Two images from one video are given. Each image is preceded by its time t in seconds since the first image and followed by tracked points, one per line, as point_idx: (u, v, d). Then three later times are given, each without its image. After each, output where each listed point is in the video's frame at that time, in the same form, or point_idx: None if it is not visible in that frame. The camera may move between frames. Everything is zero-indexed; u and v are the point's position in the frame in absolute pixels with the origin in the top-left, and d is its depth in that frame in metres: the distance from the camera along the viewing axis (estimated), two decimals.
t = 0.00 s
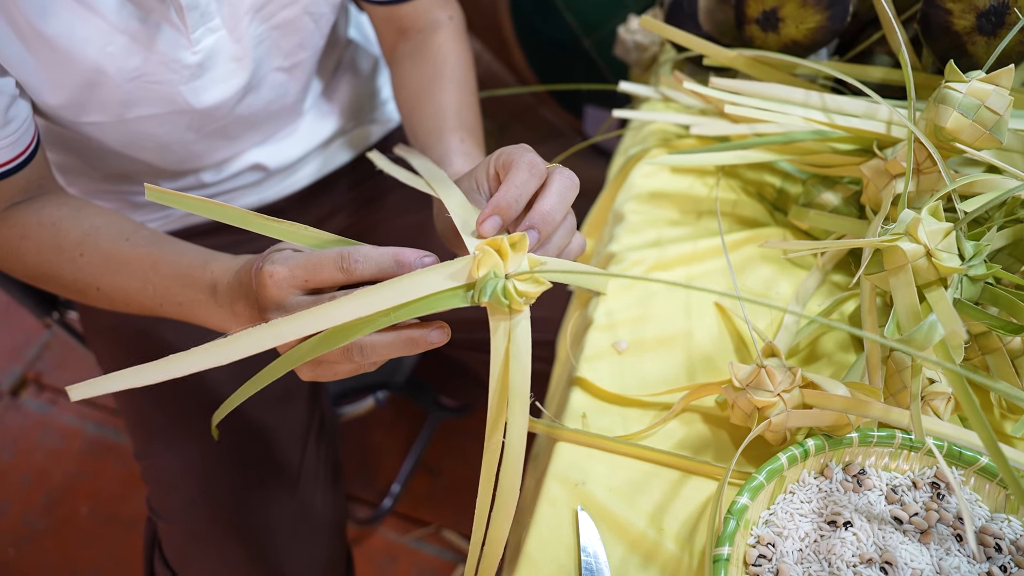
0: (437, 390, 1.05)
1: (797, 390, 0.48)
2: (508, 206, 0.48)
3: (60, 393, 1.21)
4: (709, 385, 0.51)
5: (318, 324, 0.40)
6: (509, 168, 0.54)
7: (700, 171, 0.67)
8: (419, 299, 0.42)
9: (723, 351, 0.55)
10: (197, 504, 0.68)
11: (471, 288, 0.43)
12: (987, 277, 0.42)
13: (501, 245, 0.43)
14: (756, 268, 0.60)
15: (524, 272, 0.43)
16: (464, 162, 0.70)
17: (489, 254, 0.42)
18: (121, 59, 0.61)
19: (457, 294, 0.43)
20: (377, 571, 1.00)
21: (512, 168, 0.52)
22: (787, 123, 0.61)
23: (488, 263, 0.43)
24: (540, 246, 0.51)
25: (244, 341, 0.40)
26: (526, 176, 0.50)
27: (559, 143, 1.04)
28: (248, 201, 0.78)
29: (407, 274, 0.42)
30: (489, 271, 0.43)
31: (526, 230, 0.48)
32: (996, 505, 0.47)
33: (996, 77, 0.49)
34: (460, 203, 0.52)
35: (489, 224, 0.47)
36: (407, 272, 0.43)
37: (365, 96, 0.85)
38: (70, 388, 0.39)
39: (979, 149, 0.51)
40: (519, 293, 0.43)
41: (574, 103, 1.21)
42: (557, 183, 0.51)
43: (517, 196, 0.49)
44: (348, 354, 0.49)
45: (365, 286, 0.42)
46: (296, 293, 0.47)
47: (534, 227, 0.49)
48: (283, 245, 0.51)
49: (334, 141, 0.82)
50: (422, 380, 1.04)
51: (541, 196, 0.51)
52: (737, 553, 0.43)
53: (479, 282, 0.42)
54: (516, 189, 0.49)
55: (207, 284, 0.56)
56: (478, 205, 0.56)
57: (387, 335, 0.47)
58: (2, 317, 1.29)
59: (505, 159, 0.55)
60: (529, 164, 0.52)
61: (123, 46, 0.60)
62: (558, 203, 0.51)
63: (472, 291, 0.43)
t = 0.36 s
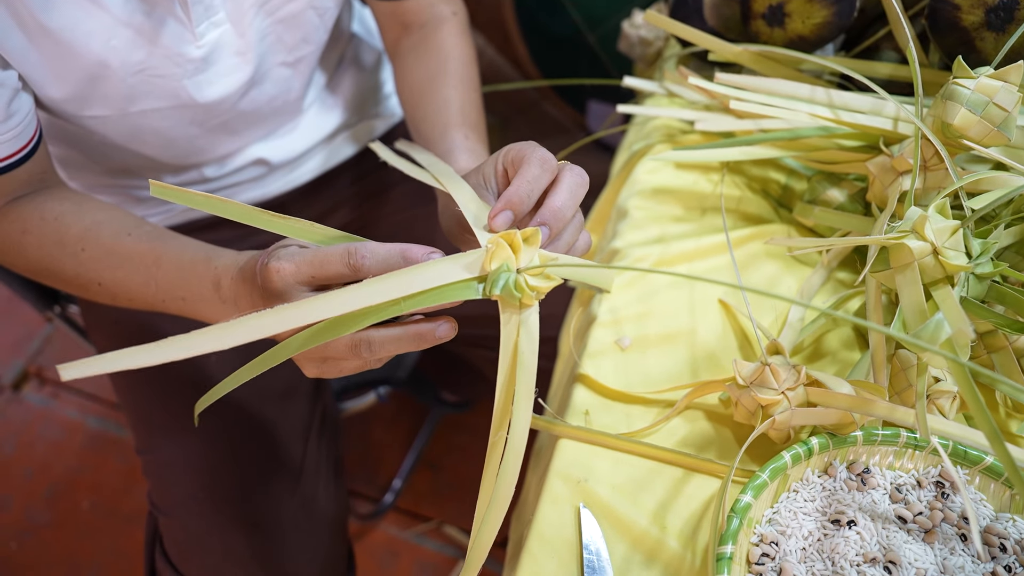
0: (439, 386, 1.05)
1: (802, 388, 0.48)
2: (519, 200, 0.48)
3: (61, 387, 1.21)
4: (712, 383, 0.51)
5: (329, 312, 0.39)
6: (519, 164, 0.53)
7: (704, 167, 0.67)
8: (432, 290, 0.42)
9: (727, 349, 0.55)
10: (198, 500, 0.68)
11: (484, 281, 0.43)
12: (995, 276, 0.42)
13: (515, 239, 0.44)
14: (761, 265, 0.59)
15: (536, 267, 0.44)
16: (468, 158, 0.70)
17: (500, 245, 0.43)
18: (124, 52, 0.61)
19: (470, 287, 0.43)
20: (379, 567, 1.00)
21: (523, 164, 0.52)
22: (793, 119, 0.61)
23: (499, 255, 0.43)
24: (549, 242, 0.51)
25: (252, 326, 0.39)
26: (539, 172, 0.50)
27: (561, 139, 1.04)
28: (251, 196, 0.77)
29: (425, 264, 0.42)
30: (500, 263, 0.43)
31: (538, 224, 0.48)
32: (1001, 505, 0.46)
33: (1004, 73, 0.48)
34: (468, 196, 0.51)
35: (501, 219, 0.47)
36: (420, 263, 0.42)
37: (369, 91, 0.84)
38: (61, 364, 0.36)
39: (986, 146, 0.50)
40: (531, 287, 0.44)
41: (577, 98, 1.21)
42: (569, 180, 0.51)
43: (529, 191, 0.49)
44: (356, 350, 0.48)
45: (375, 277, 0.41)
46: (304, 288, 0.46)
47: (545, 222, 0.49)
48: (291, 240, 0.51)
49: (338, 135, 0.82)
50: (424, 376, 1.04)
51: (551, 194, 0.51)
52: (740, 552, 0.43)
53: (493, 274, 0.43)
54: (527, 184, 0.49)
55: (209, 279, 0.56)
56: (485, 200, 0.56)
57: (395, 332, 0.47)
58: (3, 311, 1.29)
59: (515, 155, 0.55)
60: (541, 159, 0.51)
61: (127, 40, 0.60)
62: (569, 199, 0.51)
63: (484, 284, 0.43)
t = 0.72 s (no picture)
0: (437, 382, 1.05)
1: (797, 381, 0.48)
2: (533, 191, 0.48)
3: (60, 382, 1.21)
4: (708, 376, 0.51)
5: (335, 279, 0.39)
6: (530, 155, 0.54)
7: (702, 161, 0.67)
8: (437, 272, 0.42)
9: (723, 342, 0.55)
10: (196, 494, 0.68)
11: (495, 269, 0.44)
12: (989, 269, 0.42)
13: (526, 229, 0.44)
14: (758, 260, 0.59)
15: (546, 261, 0.44)
16: (468, 150, 0.70)
17: (514, 237, 0.43)
18: (119, 42, 0.60)
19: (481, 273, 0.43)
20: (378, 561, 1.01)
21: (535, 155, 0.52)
22: (790, 113, 0.61)
23: (513, 245, 0.43)
24: (558, 235, 0.51)
25: (251, 283, 0.37)
26: (553, 164, 0.50)
27: (560, 134, 1.04)
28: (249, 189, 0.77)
29: (438, 244, 0.42)
30: (512, 253, 0.43)
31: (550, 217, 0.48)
32: (995, 498, 0.46)
33: (1001, 67, 0.48)
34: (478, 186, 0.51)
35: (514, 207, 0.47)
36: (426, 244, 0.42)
37: (365, 85, 0.84)
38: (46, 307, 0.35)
39: (982, 140, 0.50)
40: (539, 281, 0.44)
41: (576, 94, 1.21)
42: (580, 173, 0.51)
43: (543, 181, 0.49)
44: (351, 322, 0.48)
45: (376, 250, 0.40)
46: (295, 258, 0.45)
47: (556, 214, 0.49)
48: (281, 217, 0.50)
49: (336, 128, 0.82)
50: (422, 370, 1.04)
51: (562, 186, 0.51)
52: (735, 544, 0.43)
53: (503, 263, 0.43)
54: (540, 175, 0.49)
55: (198, 262, 0.55)
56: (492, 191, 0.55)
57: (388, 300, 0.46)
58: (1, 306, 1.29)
59: (525, 148, 0.55)
60: (553, 152, 0.52)
61: (122, 29, 0.60)
62: (580, 192, 0.51)
63: (491, 271, 0.44)
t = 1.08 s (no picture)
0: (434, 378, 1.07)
1: (788, 376, 0.49)
2: (520, 169, 0.48)
3: (62, 380, 1.21)
4: (701, 371, 0.52)
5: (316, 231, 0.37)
6: (518, 137, 0.54)
7: (696, 160, 0.68)
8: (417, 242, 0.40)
9: (716, 339, 0.56)
10: (195, 487, 0.69)
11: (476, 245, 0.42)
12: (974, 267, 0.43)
13: (512, 210, 0.43)
14: (751, 257, 0.60)
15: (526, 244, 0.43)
16: (454, 132, 0.71)
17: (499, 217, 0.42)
18: (110, 32, 0.61)
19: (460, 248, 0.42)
20: (377, 555, 1.02)
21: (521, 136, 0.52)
22: (782, 113, 0.61)
23: (496, 226, 0.42)
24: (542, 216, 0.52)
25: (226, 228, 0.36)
26: (540, 144, 0.51)
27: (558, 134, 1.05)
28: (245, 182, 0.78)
29: (428, 212, 0.41)
30: (492, 234, 0.42)
31: (534, 196, 0.48)
32: (982, 491, 0.47)
33: (988, 67, 0.49)
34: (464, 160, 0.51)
35: (501, 184, 0.46)
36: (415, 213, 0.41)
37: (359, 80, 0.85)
38: None
39: (970, 140, 0.51)
40: (517, 263, 0.43)
41: (574, 94, 1.21)
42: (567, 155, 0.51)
43: (529, 160, 0.49)
44: (330, 283, 0.46)
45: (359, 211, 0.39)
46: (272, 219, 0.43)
47: (541, 194, 0.49)
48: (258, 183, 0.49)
49: (331, 121, 0.83)
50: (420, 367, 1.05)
51: (550, 167, 0.51)
52: (725, 536, 0.44)
53: (486, 242, 0.42)
54: (527, 154, 0.49)
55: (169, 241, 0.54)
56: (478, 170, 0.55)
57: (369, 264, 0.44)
58: (4, 305, 1.30)
59: (513, 128, 0.55)
60: (541, 133, 0.52)
61: (113, 19, 0.61)
62: (565, 174, 0.51)
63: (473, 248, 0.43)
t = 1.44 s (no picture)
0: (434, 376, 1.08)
1: (778, 375, 0.51)
2: (508, 171, 0.49)
3: (68, 378, 1.23)
4: (694, 370, 0.54)
5: (314, 234, 0.39)
6: (506, 136, 0.55)
7: (691, 164, 0.69)
8: (411, 243, 0.42)
9: (709, 339, 0.58)
10: (203, 483, 0.71)
11: (465, 247, 0.43)
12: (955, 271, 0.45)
13: (501, 215, 0.43)
14: (744, 260, 0.62)
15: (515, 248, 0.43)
16: (447, 130, 0.73)
17: (487, 223, 0.42)
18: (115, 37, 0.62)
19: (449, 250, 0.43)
20: (378, 551, 1.04)
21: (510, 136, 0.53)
22: (773, 120, 0.64)
23: (485, 232, 0.43)
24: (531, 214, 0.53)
25: (230, 228, 0.38)
26: (527, 146, 0.52)
27: (556, 136, 1.07)
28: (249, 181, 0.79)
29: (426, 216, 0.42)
30: (481, 238, 0.43)
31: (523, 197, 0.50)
32: (963, 486, 0.49)
33: (971, 78, 0.51)
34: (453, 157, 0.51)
35: (490, 184, 0.47)
36: (412, 214, 0.42)
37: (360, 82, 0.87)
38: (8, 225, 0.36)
39: (954, 147, 0.53)
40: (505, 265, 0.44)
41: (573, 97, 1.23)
42: (555, 156, 0.52)
43: (518, 161, 0.50)
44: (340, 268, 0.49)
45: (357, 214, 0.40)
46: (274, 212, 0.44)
47: (529, 195, 0.50)
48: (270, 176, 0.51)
49: (331, 124, 0.84)
50: (420, 365, 1.07)
51: (539, 168, 0.52)
52: (716, 528, 0.46)
53: (474, 246, 0.43)
54: (516, 156, 0.50)
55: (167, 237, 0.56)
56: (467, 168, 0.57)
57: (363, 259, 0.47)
58: (10, 305, 1.31)
59: (501, 128, 0.56)
60: (529, 133, 0.53)
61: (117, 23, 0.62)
62: (553, 175, 0.52)
63: (462, 251, 0.43)
